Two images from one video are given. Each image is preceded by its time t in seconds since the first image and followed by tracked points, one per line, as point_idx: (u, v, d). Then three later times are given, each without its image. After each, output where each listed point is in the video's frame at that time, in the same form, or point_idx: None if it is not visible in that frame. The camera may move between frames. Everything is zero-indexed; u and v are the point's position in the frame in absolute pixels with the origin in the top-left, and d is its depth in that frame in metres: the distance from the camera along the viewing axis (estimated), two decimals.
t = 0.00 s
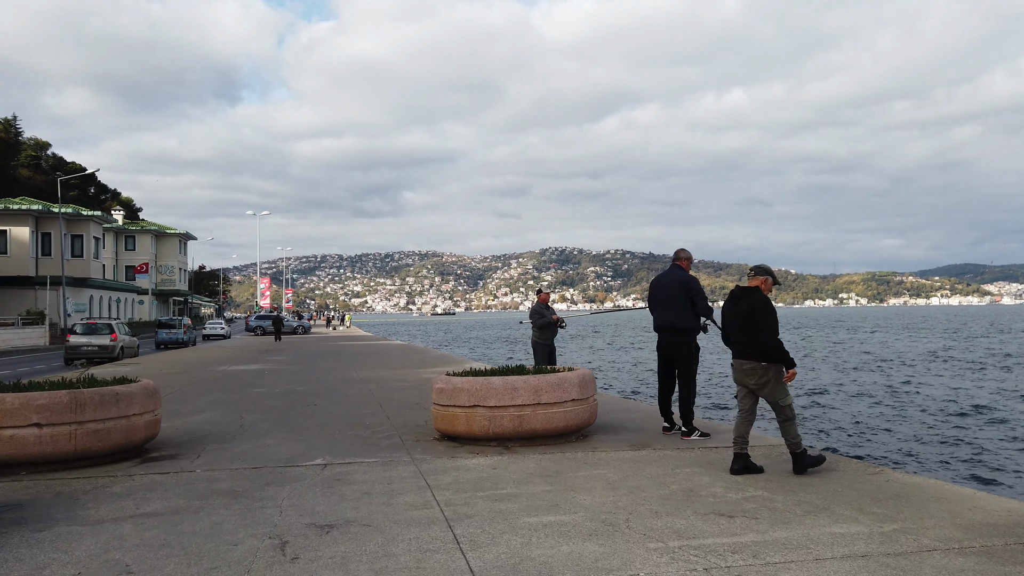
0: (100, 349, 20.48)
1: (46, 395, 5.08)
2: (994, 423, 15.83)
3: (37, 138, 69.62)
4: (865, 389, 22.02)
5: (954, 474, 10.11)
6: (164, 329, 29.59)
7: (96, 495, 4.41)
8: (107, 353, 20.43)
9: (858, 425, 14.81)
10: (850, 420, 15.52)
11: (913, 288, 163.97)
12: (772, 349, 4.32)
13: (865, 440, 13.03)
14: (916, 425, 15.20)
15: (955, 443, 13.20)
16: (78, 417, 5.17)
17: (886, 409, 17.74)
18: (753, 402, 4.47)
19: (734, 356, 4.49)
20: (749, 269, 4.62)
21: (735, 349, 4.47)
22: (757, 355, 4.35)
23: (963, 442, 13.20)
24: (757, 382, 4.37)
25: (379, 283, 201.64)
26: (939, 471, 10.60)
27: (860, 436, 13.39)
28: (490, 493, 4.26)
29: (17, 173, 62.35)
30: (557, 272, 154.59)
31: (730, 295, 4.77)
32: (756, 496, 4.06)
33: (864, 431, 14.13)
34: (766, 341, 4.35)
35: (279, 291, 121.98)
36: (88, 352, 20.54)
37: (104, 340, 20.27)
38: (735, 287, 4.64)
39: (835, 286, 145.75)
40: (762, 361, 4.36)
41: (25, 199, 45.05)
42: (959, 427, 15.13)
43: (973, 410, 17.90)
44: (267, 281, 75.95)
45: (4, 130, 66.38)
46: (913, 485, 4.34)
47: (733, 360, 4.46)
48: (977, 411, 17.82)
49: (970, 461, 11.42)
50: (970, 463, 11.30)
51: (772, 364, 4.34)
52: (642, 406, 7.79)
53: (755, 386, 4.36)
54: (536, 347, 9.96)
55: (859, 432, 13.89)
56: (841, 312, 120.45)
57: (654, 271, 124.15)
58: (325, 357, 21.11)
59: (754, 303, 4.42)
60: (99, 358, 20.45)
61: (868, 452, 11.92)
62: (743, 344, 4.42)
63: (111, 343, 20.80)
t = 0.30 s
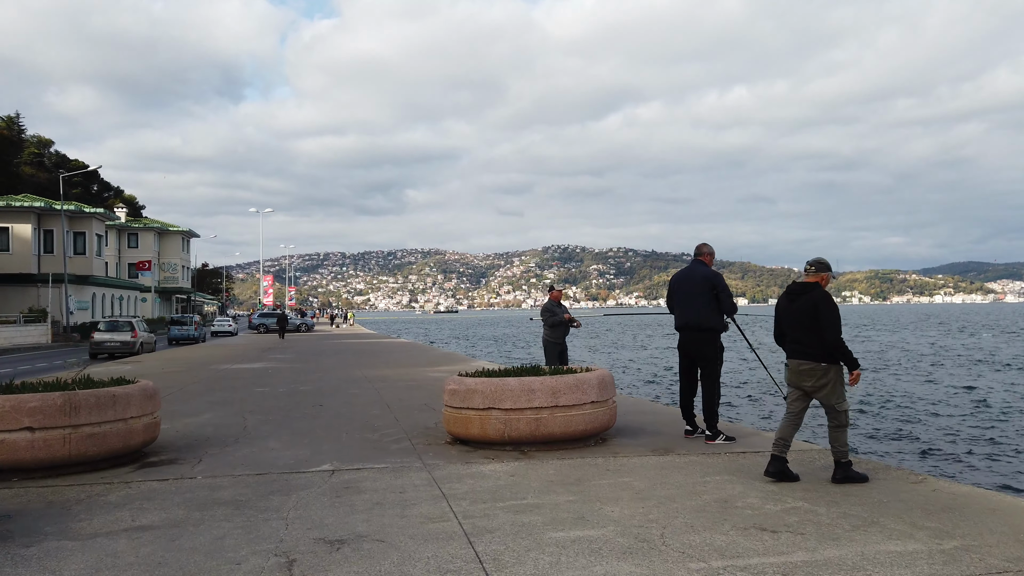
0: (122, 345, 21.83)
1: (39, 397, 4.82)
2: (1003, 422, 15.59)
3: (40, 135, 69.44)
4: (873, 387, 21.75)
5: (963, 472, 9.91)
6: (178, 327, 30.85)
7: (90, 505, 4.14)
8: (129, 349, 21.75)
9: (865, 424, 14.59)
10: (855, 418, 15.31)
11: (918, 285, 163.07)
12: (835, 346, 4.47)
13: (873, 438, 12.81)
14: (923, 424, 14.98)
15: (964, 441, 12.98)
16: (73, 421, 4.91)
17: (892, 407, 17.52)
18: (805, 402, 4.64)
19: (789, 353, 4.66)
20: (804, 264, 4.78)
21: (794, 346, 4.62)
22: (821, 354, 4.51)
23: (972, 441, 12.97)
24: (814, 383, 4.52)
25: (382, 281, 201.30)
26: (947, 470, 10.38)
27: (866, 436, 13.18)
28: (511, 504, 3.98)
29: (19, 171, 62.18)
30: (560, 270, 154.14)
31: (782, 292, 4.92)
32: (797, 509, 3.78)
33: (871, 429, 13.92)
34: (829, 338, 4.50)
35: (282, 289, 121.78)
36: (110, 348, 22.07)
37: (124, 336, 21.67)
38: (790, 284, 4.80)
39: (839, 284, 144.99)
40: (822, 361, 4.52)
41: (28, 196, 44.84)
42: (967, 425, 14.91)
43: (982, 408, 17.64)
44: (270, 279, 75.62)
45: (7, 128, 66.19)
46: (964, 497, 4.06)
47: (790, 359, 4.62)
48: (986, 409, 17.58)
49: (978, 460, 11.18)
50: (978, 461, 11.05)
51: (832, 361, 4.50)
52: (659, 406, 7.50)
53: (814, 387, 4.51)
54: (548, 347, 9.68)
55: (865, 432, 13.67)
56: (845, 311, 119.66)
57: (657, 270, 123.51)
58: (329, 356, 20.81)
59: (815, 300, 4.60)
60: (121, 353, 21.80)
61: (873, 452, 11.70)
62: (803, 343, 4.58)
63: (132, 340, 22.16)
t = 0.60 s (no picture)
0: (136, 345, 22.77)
1: (15, 406, 4.54)
2: (1006, 425, 15.26)
3: (40, 137, 69.29)
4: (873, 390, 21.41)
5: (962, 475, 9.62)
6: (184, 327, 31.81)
7: (65, 523, 3.84)
8: (142, 348, 22.67)
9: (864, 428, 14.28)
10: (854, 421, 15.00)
11: (919, 288, 162.45)
12: (887, 348, 4.71)
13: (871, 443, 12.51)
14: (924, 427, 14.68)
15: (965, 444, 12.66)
16: (52, 430, 4.62)
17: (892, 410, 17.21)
18: (851, 403, 4.90)
19: (835, 354, 4.92)
20: (852, 263, 5.01)
21: (845, 348, 4.85)
22: (871, 357, 4.75)
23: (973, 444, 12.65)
24: (861, 387, 4.77)
25: (383, 284, 200.99)
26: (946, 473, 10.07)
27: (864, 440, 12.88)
28: (519, 522, 3.69)
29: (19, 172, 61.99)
30: (560, 273, 153.86)
31: (828, 291, 5.16)
32: (834, 530, 3.46)
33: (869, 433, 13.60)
34: (879, 342, 4.73)
35: (282, 291, 121.37)
36: (125, 349, 23.08)
37: (138, 336, 22.77)
38: (839, 284, 5.04)
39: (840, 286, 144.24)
40: (870, 365, 4.76)
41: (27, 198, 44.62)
42: (969, 429, 14.58)
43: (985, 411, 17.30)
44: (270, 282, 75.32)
45: (7, 130, 66.01)
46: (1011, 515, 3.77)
47: (838, 360, 4.87)
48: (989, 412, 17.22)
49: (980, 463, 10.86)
50: (978, 464, 10.74)
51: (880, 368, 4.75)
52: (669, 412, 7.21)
53: (859, 391, 4.77)
54: (553, 350, 9.40)
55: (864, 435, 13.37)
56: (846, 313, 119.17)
57: (657, 272, 123.17)
58: (328, 359, 20.47)
59: (866, 301, 4.83)
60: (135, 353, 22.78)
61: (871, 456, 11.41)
62: (853, 345, 4.82)
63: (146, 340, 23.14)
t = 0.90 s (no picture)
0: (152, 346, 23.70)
1: None
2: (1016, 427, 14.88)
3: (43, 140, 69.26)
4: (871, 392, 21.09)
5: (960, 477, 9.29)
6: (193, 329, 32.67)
7: (25, 546, 3.52)
8: (157, 348, 23.59)
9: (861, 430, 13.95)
10: (851, 422, 14.67)
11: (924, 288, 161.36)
12: (928, 351, 4.44)
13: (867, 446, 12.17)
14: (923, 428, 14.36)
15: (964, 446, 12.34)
16: (21, 442, 4.30)
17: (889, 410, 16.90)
18: (884, 411, 4.61)
19: (870, 358, 4.64)
20: (889, 261, 4.73)
21: (883, 351, 4.57)
22: (909, 362, 4.47)
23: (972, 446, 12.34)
24: (897, 395, 4.49)
25: (386, 286, 200.60)
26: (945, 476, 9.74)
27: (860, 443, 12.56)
28: (523, 546, 3.35)
29: (21, 175, 61.92)
30: (563, 274, 153.47)
31: (863, 289, 4.90)
32: (872, 559, 3.11)
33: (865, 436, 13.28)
34: (919, 344, 4.46)
35: (285, 293, 121.13)
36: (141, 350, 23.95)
37: (153, 337, 23.69)
38: (876, 282, 4.77)
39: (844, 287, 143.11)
40: (908, 370, 4.48)
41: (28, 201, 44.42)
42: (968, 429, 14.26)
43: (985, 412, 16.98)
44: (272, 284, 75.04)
45: (10, 132, 65.98)
46: None
47: (871, 365, 4.59)
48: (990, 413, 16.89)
49: (979, 465, 10.53)
50: (977, 466, 10.42)
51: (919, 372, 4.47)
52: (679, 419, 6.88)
53: (895, 398, 4.48)
54: (556, 353, 9.05)
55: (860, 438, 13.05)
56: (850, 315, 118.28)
57: (660, 273, 122.62)
58: (328, 361, 20.11)
59: (907, 301, 4.56)
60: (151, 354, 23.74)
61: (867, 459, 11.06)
62: (889, 348, 4.55)
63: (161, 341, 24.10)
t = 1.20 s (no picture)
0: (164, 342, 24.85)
1: None
2: None
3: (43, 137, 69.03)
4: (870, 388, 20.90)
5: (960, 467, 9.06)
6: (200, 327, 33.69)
7: None
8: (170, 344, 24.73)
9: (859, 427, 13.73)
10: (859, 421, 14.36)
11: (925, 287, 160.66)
12: (959, 342, 4.14)
13: (866, 443, 11.92)
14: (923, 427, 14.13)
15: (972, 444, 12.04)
16: None
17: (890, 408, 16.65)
18: (916, 407, 4.29)
19: (897, 352, 4.35)
20: (910, 251, 4.41)
21: (910, 345, 4.27)
22: (939, 354, 4.17)
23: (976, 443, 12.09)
24: (927, 389, 4.17)
25: (387, 284, 200.10)
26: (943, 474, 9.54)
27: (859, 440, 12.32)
28: (539, 556, 3.07)
29: (21, 172, 61.71)
30: (564, 273, 153.10)
31: (885, 282, 4.58)
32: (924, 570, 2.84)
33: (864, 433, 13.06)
34: (949, 336, 4.15)
35: (286, 291, 120.90)
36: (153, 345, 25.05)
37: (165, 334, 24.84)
38: (898, 274, 4.44)
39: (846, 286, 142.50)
40: (939, 363, 4.17)
41: (27, 198, 44.09)
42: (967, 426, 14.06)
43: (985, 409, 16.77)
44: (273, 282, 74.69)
45: (10, 130, 65.68)
46: None
47: (899, 358, 4.29)
48: (990, 410, 16.66)
49: (989, 463, 10.25)
50: (992, 465, 10.11)
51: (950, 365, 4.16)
52: (695, 417, 6.62)
53: (926, 394, 4.16)
54: (562, 348, 8.76)
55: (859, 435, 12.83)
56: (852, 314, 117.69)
57: (661, 271, 122.14)
58: (328, 359, 19.81)
59: (933, 292, 4.25)
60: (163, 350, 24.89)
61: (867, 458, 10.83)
62: (916, 341, 4.26)
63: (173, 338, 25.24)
